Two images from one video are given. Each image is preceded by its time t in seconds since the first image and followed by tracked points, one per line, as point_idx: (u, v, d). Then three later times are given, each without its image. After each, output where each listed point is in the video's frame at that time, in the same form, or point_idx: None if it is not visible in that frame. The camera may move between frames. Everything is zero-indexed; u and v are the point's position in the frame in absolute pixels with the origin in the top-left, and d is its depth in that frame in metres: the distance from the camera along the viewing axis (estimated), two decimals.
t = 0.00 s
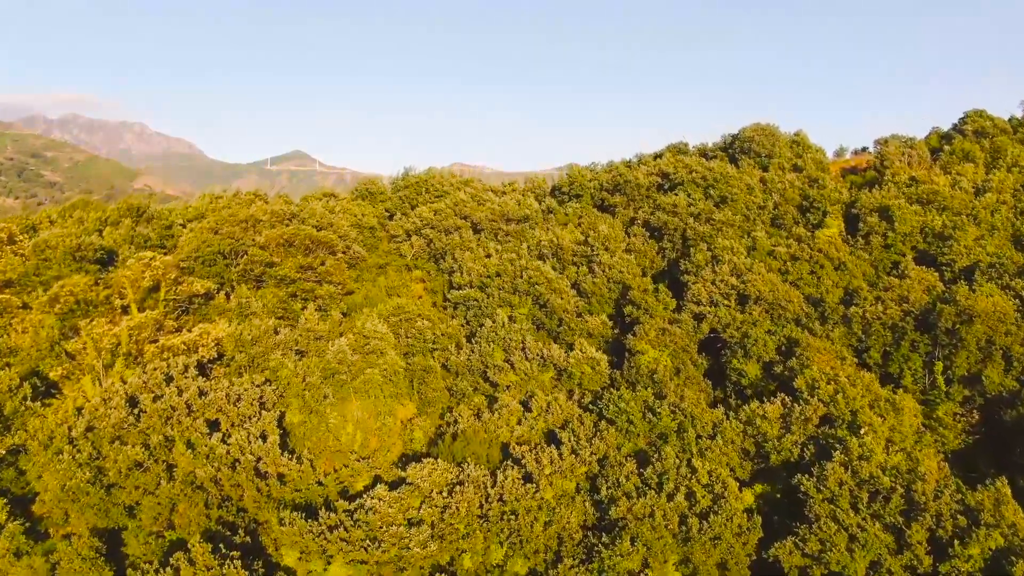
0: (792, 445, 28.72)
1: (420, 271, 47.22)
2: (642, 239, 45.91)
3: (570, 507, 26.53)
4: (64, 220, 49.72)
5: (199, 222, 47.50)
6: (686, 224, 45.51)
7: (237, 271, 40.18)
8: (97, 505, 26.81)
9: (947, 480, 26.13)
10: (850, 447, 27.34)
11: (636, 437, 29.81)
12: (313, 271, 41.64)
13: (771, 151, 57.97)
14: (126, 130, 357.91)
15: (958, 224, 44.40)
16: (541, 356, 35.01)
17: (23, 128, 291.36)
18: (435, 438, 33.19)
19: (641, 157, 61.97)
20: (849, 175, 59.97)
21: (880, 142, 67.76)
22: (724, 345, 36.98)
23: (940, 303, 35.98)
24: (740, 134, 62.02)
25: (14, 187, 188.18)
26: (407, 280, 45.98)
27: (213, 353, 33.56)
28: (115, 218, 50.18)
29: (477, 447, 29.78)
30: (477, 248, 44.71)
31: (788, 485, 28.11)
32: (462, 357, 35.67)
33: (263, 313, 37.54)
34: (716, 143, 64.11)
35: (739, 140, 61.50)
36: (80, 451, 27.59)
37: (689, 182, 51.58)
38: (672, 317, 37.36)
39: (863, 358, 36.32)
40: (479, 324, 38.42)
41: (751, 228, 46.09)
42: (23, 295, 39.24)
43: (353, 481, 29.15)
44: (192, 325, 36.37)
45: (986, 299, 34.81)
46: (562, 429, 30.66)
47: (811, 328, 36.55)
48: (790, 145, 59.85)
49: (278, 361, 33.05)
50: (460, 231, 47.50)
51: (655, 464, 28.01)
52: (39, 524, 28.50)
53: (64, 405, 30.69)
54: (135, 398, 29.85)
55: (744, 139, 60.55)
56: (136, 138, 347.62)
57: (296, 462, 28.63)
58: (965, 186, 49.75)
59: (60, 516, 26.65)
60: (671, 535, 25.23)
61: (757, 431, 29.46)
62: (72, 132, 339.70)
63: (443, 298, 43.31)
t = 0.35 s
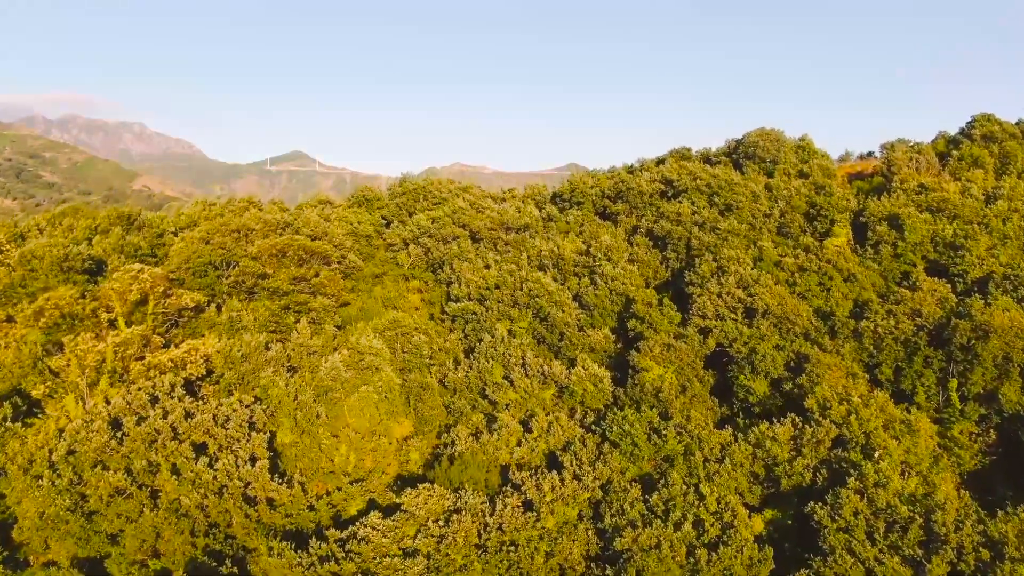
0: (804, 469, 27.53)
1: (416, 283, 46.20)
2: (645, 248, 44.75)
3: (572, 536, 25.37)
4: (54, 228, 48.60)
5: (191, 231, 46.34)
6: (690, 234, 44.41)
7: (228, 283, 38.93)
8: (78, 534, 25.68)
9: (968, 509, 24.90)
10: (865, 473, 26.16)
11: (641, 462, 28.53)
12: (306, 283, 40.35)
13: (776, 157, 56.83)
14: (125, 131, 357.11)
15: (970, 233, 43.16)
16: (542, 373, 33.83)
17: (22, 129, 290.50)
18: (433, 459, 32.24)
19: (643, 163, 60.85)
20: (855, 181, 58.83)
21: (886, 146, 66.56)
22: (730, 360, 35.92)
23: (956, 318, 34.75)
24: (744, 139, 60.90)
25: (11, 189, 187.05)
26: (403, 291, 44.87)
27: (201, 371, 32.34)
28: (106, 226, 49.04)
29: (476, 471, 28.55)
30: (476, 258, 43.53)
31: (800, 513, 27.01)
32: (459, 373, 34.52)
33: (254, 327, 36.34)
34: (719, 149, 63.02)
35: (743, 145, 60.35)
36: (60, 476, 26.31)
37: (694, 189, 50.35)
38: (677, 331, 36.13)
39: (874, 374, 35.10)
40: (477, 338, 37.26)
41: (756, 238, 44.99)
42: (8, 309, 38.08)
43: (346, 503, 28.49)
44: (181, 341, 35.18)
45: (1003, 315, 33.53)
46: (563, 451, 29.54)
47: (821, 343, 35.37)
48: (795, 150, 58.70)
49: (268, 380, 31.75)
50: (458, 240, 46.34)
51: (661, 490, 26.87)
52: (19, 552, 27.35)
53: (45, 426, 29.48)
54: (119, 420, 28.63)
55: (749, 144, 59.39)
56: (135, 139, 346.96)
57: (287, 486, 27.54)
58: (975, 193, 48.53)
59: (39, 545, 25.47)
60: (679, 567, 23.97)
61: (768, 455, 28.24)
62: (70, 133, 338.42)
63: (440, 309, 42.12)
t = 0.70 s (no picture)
0: (818, 498, 26.17)
1: (412, 294, 44.92)
2: (648, 259, 43.49)
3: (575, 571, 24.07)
4: (41, 237, 47.34)
5: (181, 240, 45.07)
6: (695, 244, 43.18)
7: (217, 297, 37.59)
8: (54, 569, 24.30)
9: (992, 544, 23.56)
10: (884, 504, 24.85)
11: (647, 489, 27.17)
12: (298, 296, 38.98)
13: (782, 163, 55.62)
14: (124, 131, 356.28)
15: (984, 244, 41.81)
16: (543, 392, 32.55)
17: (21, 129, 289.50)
18: (429, 484, 31.07)
19: (645, 169, 59.62)
20: (862, 188, 57.61)
21: (893, 150, 65.25)
22: (738, 377, 34.77)
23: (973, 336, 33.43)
24: (749, 144, 59.69)
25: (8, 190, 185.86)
26: (399, 304, 43.57)
27: (188, 391, 31.05)
28: (95, 235, 47.77)
29: (473, 499, 27.21)
30: (475, 270, 42.29)
31: (812, 545, 25.78)
32: (457, 392, 33.19)
33: (245, 344, 35.03)
34: (723, 154, 61.81)
35: (748, 151, 59.16)
36: (35, 507, 24.90)
37: (698, 197, 49.05)
38: (683, 348, 34.83)
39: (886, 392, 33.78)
40: (476, 355, 36.02)
41: (763, 250, 43.73)
42: None
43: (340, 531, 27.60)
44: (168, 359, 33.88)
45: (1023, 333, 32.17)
46: (565, 477, 28.37)
47: (832, 361, 34.08)
48: (801, 156, 57.45)
49: (257, 401, 30.44)
50: (456, 251, 45.09)
51: (667, 522, 25.55)
52: None
53: (24, 451, 28.17)
54: (99, 445, 27.26)
55: (754, 151, 58.18)
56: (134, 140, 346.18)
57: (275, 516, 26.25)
58: (987, 202, 47.17)
59: None
60: None
61: (780, 482, 26.91)
62: (69, 133, 337.20)
63: (438, 322, 40.85)
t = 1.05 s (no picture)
0: (832, 527, 24.93)
1: (409, 306, 43.73)
2: (652, 269, 42.33)
3: None
4: (29, 245, 46.09)
5: (172, 249, 43.85)
6: (700, 254, 42.01)
7: (207, 310, 36.35)
8: None
9: None
10: (903, 536, 23.58)
11: (653, 518, 25.96)
12: (291, 309, 37.77)
13: (788, 169, 54.48)
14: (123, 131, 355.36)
15: (997, 254, 40.57)
16: (544, 412, 31.39)
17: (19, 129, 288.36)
18: (425, 508, 30.01)
19: (648, 174, 58.45)
20: (869, 194, 56.41)
21: (900, 154, 64.06)
22: (745, 395, 33.69)
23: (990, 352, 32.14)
24: (754, 149, 58.54)
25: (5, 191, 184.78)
26: (395, 316, 42.37)
27: (174, 412, 29.81)
28: (84, 243, 46.52)
29: (470, 527, 25.96)
30: (473, 282, 41.12)
31: None
32: (454, 411, 31.97)
33: (235, 361, 33.83)
34: (727, 159, 60.69)
35: (752, 157, 58.04)
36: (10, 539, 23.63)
37: (703, 205, 47.85)
38: (689, 364, 33.64)
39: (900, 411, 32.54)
40: (475, 371, 34.87)
41: (769, 261, 42.55)
42: None
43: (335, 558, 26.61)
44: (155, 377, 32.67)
45: None
46: (566, 504, 27.35)
47: (843, 378, 32.89)
48: (807, 162, 56.28)
49: (246, 422, 29.22)
50: (454, 260, 43.91)
51: (675, 553, 24.29)
52: None
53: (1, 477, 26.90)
54: (79, 471, 25.95)
55: (759, 157, 57.03)
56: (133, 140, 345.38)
57: (263, 546, 25.07)
58: (999, 210, 45.91)
59: None
60: None
61: (791, 510, 25.74)
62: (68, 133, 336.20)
63: (435, 336, 39.65)
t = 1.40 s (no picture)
0: (849, 562, 23.55)
1: (405, 318, 42.39)
2: (656, 281, 41.07)
3: None
4: (14, 255, 44.77)
5: (161, 260, 42.52)
6: (706, 265, 40.72)
7: (195, 325, 35.04)
8: None
9: None
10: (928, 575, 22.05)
11: (662, 552, 24.48)
12: (283, 324, 36.43)
13: (794, 176, 53.19)
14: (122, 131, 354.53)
15: (1013, 265, 39.09)
16: (545, 436, 30.14)
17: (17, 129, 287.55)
18: (422, 536, 28.98)
19: (650, 180, 57.14)
20: (877, 201, 55.08)
21: (907, 159, 62.74)
22: (755, 416, 32.35)
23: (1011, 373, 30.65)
24: (759, 155, 57.23)
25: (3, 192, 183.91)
26: (391, 330, 41.07)
27: (158, 435, 28.50)
28: (71, 253, 45.19)
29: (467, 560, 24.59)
30: (471, 295, 39.81)
31: None
32: (451, 433, 30.59)
33: (223, 380, 32.52)
34: (731, 165, 59.42)
35: (758, 163, 56.70)
36: None
37: (708, 213, 46.44)
38: (697, 384, 32.30)
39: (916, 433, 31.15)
40: (473, 389, 33.46)
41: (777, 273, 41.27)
42: None
43: None
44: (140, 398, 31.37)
45: None
46: (568, 534, 26.20)
47: (856, 399, 31.54)
48: (813, 169, 54.99)
49: (233, 447, 27.90)
50: (452, 272, 42.56)
51: None
52: None
53: None
54: (53, 503, 24.56)
55: (764, 163, 55.70)
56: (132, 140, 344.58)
57: None
58: (1013, 219, 44.50)
59: None
60: None
61: (806, 544, 24.36)
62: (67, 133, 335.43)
63: (432, 351, 38.32)
